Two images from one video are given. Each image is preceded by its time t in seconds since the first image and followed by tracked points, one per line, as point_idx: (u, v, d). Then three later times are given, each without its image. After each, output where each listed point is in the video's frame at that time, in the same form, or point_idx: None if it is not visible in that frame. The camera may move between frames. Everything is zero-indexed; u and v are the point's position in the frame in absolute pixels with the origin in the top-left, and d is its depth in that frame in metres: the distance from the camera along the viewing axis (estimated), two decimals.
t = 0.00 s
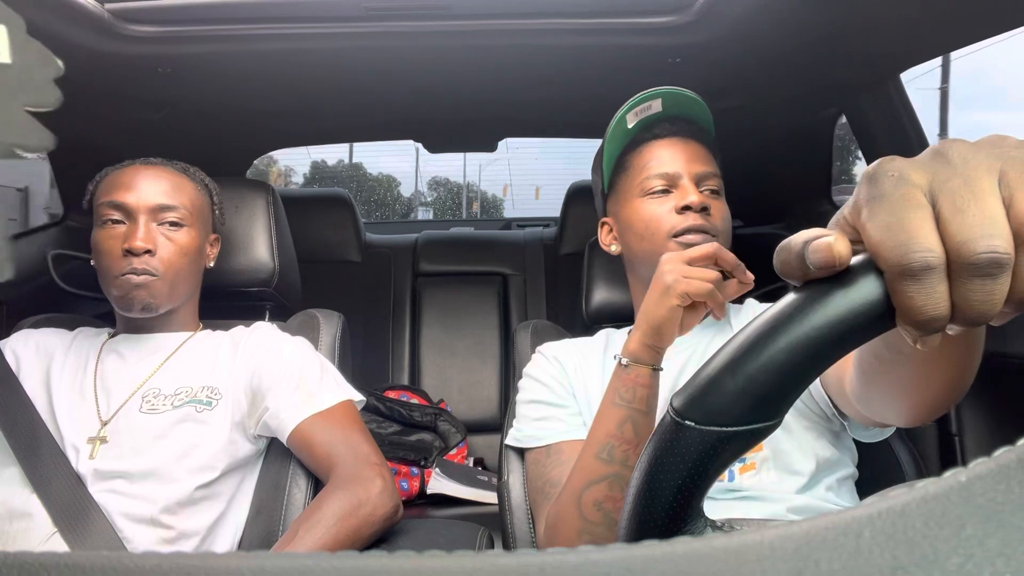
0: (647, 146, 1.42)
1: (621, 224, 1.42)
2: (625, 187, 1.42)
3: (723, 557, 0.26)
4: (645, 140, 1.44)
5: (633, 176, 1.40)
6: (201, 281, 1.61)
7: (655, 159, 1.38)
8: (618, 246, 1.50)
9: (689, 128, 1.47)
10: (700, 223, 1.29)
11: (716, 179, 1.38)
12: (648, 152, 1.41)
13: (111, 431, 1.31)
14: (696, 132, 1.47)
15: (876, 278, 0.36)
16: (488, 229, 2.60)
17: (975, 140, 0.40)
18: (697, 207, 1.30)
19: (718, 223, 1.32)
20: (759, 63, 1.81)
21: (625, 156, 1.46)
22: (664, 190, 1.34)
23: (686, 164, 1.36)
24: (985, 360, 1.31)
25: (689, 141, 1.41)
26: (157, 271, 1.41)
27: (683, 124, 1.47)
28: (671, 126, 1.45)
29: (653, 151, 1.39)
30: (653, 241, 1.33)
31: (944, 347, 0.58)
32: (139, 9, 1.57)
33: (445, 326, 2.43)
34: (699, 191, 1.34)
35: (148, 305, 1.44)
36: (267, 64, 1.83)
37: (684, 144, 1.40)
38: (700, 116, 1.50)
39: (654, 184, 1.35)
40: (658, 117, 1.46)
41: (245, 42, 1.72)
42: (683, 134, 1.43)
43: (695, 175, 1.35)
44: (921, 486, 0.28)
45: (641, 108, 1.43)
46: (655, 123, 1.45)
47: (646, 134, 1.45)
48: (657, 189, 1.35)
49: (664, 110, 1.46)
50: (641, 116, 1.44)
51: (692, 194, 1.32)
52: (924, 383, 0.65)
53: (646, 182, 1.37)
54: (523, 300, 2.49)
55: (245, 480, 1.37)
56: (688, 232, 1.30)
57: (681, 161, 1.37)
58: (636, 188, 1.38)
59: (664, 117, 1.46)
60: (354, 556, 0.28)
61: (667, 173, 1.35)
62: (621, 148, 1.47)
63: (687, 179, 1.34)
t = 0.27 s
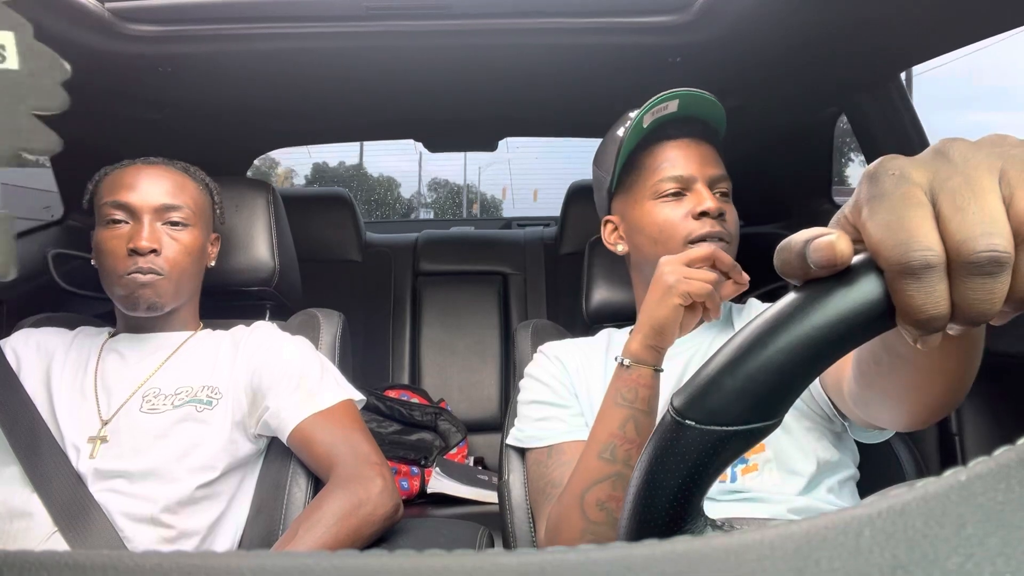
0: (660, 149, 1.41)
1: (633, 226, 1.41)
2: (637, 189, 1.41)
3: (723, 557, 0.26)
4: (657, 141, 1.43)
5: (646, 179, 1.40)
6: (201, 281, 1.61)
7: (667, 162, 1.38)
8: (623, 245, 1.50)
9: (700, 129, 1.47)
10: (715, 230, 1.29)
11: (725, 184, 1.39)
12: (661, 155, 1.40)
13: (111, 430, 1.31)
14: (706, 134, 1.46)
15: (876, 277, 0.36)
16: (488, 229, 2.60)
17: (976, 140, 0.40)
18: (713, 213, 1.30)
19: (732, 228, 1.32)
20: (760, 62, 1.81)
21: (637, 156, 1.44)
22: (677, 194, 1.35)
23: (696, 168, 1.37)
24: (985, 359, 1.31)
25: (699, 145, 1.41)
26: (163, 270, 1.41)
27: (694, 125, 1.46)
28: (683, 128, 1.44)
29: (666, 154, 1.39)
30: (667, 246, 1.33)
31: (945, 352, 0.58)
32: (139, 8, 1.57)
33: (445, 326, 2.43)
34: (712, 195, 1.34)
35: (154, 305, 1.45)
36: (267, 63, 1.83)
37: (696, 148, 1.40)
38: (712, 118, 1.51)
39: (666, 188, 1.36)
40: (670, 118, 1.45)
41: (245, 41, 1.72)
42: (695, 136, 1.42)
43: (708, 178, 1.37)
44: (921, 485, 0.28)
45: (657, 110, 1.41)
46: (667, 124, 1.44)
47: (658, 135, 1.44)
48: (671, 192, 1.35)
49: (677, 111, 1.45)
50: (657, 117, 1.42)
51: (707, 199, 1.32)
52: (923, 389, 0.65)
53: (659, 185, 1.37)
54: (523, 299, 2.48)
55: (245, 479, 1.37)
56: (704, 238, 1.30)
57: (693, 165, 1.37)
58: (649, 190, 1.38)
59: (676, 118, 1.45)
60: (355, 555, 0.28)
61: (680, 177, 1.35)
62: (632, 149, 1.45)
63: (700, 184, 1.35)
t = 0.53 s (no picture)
0: (647, 150, 1.41)
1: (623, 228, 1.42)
2: (627, 191, 1.42)
3: (723, 556, 0.26)
4: (646, 142, 1.44)
5: (635, 180, 1.41)
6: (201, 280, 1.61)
7: (654, 164, 1.38)
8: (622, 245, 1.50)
9: (691, 127, 1.45)
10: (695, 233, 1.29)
11: (717, 181, 1.36)
12: (649, 157, 1.40)
13: (111, 430, 1.31)
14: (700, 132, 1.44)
15: (876, 276, 0.36)
16: (488, 228, 2.60)
17: (977, 139, 0.40)
18: (693, 216, 1.30)
19: (717, 229, 1.31)
20: (760, 61, 1.81)
21: (626, 158, 1.47)
22: (661, 196, 1.35)
23: (685, 168, 1.36)
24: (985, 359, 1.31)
25: (690, 144, 1.39)
26: (161, 271, 1.40)
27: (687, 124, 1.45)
28: (672, 128, 1.43)
29: (655, 155, 1.39)
30: (651, 249, 1.34)
31: (944, 353, 0.57)
32: (139, 7, 1.57)
33: (445, 325, 2.43)
34: (697, 196, 1.33)
35: (150, 305, 1.45)
36: (267, 62, 1.83)
37: (685, 147, 1.39)
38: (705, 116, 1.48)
39: (651, 190, 1.36)
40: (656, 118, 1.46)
41: (246, 40, 1.72)
42: (685, 135, 1.41)
43: (695, 178, 1.35)
44: (921, 484, 0.28)
45: (636, 113, 1.44)
46: (654, 125, 1.45)
47: (643, 138, 1.45)
48: (655, 195, 1.35)
49: (663, 111, 1.45)
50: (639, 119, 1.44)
51: (688, 202, 1.32)
52: (924, 390, 0.64)
53: (645, 188, 1.37)
54: (523, 299, 2.48)
55: (245, 478, 1.37)
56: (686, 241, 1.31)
57: (680, 166, 1.36)
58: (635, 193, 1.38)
59: (663, 118, 1.45)
60: (356, 554, 0.28)
61: (665, 179, 1.35)
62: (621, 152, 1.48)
63: (683, 185, 1.34)
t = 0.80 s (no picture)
0: (637, 149, 1.42)
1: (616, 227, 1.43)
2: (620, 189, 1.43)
3: (723, 556, 0.26)
4: (637, 141, 1.45)
5: (625, 178, 1.41)
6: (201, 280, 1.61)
7: (643, 163, 1.38)
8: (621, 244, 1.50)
9: (682, 127, 1.44)
10: (672, 232, 1.29)
11: (707, 180, 1.34)
12: (638, 156, 1.41)
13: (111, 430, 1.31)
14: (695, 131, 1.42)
15: (876, 277, 0.36)
16: (489, 228, 2.60)
17: (975, 140, 0.40)
18: (672, 215, 1.30)
19: (699, 230, 1.30)
20: (760, 61, 1.81)
21: (620, 159, 1.48)
22: (647, 195, 1.35)
23: (674, 167, 1.35)
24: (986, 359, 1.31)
25: (681, 143, 1.38)
26: (161, 272, 1.42)
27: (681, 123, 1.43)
28: (663, 128, 1.44)
29: (645, 153, 1.39)
30: (634, 247, 1.34)
31: (944, 353, 0.57)
32: (139, 7, 1.57)
33: (445, 324, 2.44)
34: (681, 196, 1.32)
35: (151, 307, 1.44)
36: (267, 62, 1.83)
37: (674, 147, 1.38)
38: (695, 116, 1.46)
39: (639, 188, 1.36)
40: (648, 117, 1.48)
41: (246, 41, 1.72)
42: (675, 134, 1.40)
43: (682, 178, 1.34)
44: (921, 484, 0.28)
45: (623, 113, 1.47)
46: (645, 124, 1.47)
47: (632, 138, 1.47)
48: (642, 193, 1.36)
49: (651, 110, 1.47)
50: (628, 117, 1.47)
51: (671, 201, 1.31)
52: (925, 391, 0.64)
53: (632, 186, 1.38)
54: (524, 299, 2.48)
55: (245, 479, 1.37)
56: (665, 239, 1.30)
57: (669, 164, 1.35)
58: (624, 192, 1.39)
59: (652, 118, 1.47)
60: (355, 555, 0.27)
61: (651, 177, 1.35)
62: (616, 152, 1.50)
63: (669, 184, 1.34)
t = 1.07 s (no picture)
0: (646, 145, 1.42)
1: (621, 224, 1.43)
2: (625, 187, 1.43)
3: (723, 557, 0.26)
4: (645, 138, 1.45)
5: (632, 176, 1.41)
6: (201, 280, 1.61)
7: (651, 160, 1.38)
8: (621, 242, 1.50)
9: (690, 126, 1.44)
10: (681, 229, 1.29)
11: (715, 179, 1.34)
12: (646, 153, 1.41)
13: (111, 430, 1.31)
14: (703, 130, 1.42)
15: (877, 277, 0.36)
16: (489, 228, 2.60)
17: (976, 140, 0.40)
18: (682, 212, 1.30)
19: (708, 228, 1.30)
20: (761, 61, 1.81)
21: (626, 155, 1.48)
22: (655, 192, 1.35)
23: (683, 165, 1.35)
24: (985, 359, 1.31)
25: (689, 141, 1.38)
26: (161, 273, 1.40)
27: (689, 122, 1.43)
28: (671, 126, 1.43)
29: (654, 150, 1.39)
30: (641, 244, 1.34)
31: (946, 355, 0.57)
32: (140, 7, 1.57)
33: (445, 324, 2.44)
34: (690, 194, 1.32)
35: (149, 306, 1.43)
36: (268, 63, 1.83)
37: (683, 145, 1.37)
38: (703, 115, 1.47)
39: (646, 185, 1.36)
40: (656, 116, 1.48)
41: (247, 41, 1.72)
42: (684, 133, 1.40)
43: (691, 176, 1.34)
44: (921, 485, 0.28)
45: (632, 110, 1.47)
46: (653, 122, 1.47)
47: (640, 135, 1.47)
48: (650, 190, 1.35)
49: (660, 108, 1.47)
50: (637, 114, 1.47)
51: (680, 199, 1.31)
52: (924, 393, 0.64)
53: (639, 184, 1.38)
54: (524, 299, 2.49)
55: (246, 480, 1.37)
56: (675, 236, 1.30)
57: (677, 163, 1.35)
58: (631, 189, 1.39)
59: (660, 116, 1.47)
60: (354, 555, 0.27)
61: (660, 175, 1.35)
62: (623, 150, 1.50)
63: (678, 182, 1.33)
